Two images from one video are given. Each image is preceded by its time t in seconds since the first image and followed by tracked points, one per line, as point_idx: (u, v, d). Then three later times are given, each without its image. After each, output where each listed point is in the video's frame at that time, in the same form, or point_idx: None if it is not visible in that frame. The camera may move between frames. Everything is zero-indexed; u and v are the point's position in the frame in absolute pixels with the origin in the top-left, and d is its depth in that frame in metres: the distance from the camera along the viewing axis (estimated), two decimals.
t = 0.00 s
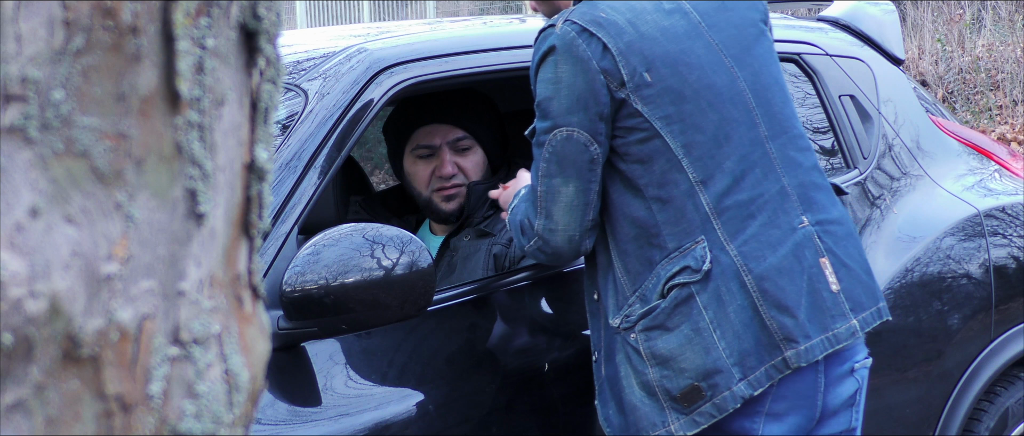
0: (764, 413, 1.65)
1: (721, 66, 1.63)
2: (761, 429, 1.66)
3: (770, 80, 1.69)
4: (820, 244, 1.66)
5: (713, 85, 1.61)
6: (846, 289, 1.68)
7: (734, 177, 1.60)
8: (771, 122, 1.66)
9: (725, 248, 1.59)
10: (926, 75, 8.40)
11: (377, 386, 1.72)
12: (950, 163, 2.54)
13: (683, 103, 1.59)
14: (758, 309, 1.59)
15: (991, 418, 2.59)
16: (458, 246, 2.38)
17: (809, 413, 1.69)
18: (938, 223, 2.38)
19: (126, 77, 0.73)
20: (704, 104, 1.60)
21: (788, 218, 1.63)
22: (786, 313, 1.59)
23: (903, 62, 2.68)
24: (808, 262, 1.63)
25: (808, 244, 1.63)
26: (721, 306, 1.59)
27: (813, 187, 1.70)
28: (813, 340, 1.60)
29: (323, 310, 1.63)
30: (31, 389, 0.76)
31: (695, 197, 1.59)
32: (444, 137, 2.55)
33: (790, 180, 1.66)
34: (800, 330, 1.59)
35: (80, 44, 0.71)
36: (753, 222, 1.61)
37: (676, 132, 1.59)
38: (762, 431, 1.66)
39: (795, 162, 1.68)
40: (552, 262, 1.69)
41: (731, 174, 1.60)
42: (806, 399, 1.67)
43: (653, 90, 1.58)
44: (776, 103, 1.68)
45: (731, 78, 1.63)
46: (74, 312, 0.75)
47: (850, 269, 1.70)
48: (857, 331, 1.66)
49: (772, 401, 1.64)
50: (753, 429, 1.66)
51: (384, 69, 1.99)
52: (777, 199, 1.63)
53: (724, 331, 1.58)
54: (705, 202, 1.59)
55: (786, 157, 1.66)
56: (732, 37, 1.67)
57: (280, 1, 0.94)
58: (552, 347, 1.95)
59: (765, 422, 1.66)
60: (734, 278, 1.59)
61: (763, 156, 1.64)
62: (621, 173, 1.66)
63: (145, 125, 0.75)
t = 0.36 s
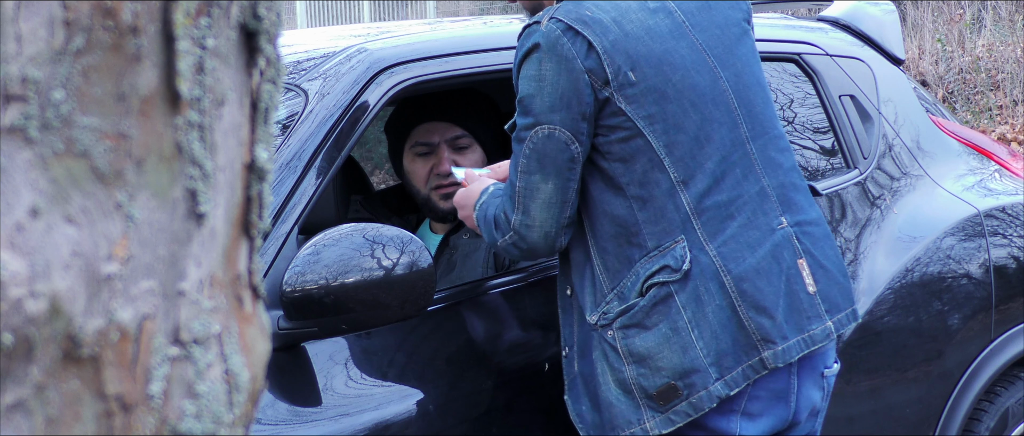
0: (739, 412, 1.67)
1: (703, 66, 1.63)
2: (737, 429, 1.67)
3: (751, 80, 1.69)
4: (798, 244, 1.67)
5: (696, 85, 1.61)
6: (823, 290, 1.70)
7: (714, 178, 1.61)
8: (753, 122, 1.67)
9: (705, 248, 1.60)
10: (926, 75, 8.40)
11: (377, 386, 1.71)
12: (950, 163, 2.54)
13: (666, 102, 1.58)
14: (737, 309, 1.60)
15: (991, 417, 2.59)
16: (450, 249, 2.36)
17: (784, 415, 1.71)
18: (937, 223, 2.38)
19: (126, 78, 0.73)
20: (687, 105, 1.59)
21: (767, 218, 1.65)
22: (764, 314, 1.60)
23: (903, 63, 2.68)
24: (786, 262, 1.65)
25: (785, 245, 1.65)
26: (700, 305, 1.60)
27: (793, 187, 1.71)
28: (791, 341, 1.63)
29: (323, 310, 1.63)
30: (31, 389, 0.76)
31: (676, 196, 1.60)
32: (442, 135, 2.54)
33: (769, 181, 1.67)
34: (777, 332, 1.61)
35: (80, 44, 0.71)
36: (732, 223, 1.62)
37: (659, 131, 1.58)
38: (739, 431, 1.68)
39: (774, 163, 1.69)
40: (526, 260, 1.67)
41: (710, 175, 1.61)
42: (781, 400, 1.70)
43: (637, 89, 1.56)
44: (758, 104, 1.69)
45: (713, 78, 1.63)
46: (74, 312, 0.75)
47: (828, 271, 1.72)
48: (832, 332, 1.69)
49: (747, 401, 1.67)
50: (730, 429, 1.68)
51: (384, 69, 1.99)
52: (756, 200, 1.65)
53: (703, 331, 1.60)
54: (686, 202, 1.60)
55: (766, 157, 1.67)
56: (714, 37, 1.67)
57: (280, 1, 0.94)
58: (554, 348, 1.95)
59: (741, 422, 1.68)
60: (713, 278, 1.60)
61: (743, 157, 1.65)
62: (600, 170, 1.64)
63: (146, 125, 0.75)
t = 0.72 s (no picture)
0: (739, 405, 1.67)
1: (714, 61, 1.64)
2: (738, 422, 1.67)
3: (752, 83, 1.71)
4: (796, 245, 1.71)
5: (708, 79, 1.61)
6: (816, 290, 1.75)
7: (721, 171, 1.63)
8: (755, 121, 1.69)
9: (712, 238, 1.61)
10: (927, 75, 8.40)
11: (377, 386, 1.71)
12: (950, 163, 2.54)
13: (681, 94, 1.58)
14: (740, 300, 1.62)
15: (991, 418, 2.59)
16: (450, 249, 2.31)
17: (780, 409, 1.72)
18: (937, 223, 2.38)
19: (126, 78, 0.73)
20: (700, 97, 1.60)
21: (768, 215, 1.68)
22: (764, 306, 1.63)
23: (903, 62, 2.68)
24: (785, 257, 1.68)
25: (785, 243, 1.69)
26: (706, 294, 1.61)
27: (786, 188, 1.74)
28: (789, 335, 1.66)
29: (323, 310, 1.63)
30: (31, 389, 0.76)
31: (687, 184, 1.60)
32: (440, 136, 2.53)
33: (769, 181, 1.70)
34: (777, 324, 1.64)
35: (81, 44, 0.71)
36: (736, 218, 1.64)
37: (673, 121, 1.58)
38: (740, 424, 1.67)
39: (772, 163, 1.72)
40: (528, 245, 1.65)
41: (718, 168, 1.62)
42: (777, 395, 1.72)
43: (654, 78, 1.56)
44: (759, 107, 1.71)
45: (723, 74, 1.64)
46: (75, 313, 0.75)
47: (818, 272, 1.77)
48: (824, 331, 1.72)
49: (747, 395, 1.68)
50: (731, 422, 1.67)
51: (384, 69, 1.98)
52: (758, 197, 1.68)
53: (708, 318, 1.60)
54: (695, 191, 1.60)
55: (767, 158, 1.71)
56: (722, 36, 1.68)
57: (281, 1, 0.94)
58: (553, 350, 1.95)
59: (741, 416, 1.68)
60: (720, 267, 1.61)
61: (745, 154, 1.66)
62: (609, 156, 1.63)
63: (146, 125, 0.75)
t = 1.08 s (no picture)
0: (752, 404, 1.68)
1: (720, 61, 1.66)
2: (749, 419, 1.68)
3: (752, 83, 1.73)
4: (802, 241, 1.74)
5: (718, 78, 1.64)
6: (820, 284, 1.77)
7: (735, 166, 1.65)
8: (758, 120, 1.71)
9: (730, 231, 1.63)
10: (927, 75, 8.41)
11: (377, 386, 1.71)
12: (951, 163, 2.54)
13: (696, 90, 1.61)
14: (758, 292, 1.64)
15: (991, 418, 2.59)
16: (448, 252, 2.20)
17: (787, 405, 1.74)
18: (938, 223, 2.38)
19: (127, 77, 0.73)
20: (712, 94, 1.62)
21: (776, 211, 1.70)
22: (780, 298, 1.65)
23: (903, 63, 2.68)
24: (794, 252, 1.70)
25: (792, 238, 1.71)
26: (727, 285, 1.61)
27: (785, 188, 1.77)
28: (801, 329, 1.67)
29: (323, 310, 1.63)
30: (31, 389, 0.76)
31: (704, 177, 1.61)
32: (438, 138, 2.53)
33: (775, 178, 1.72)
34: (792, 316, 1.66)
35: (81, 44, 0.71)
36: (750, 212, 1.66)
37: (689, 116, 1.60)
38: (750, 421, 1.69)
39: (775, 161, 1.75)
40: (528, 241, 1.64)
41: (732, 163, 1.64)
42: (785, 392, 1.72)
43: (670, 74, 1.58)
44: (761, 109, 1.74)
45: (729, 73, 1.66)
46: (75, 312, 0.75)
47: (818, 268, 1.77)
48: (829, 325, 1.74)
49: (760, 392, 1.68)
50: (742, 419, 1.68)
51: (384, 69, 1.98)
52: (767, 194, 1.70)
53: (730, 310, 1.61)
54: (713, 184, 1.62)
55: (772, 158, 1.73)
56: (727, 38, 1.71)
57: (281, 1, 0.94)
58: (554, 352, 1.94)
59: (753, 413, 1.69)
60: (737, 259, 1.63)
61: (753, 151, 1.69)
62: (626, 151, 1.62)
63: (146, 125, 0.75)
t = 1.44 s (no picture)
0: (752, 401, 1.68)
1: (692, 67, 1.65)
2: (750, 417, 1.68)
3: (736, 82, 1.72)
4: (790, 237, 1.70)
5: (686, 88, 1.63)
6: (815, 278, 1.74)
7: (714, 172, 1.63)
8: (741, 120, 1.70)
9: (705, 240, 1.61)
10: (927, 75, 8.40)
11: (378, 386, 1.71)
12: (951, 163, 2.54)
13: (659, 106, 1.61)
14: (738, 298, 1.62)
15: (991, 418, 2.59)
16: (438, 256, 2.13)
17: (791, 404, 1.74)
18: (938, 224, 2.38)
19: (127, 78, 0.74)
20: (679, 106, 1.62)
21: (760, 213, 1.68)
22: (764, 303, 1.63)
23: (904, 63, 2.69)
24: (782, 253, 1.68)
25: (779, 237, 1.68)
26: (701, 295, 1.61)
27: (781, 184, 1.75)
28: (790, 329, 1.66)
29: (324, 310, 1.64)
30: (31, 389, 0.77)
31: (675, 191, 1.61)
32: (437, 141, 2.53)
33: (760, 177, 1.70)
34: (777, 320, 1.64)
35: (81, 44, 0.72)
36: (730, 217, 1.64)
37: (654, 135, 1.60)
38: (751, 418, 1.69)
39: (764, 158, 1.72)
40: (476, 248, 1.73)
41: (710, 170, 1.63)
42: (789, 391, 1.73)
43: (625, 98, 1.59)
44: (746, 105, 1.72)
45: (702, 80, 1.66)
46: (75, 312, 0.76)
47: (817, 261, 1.76)
48: (829, 320, 1.73)
49: (761, 391, 1.69)
50: (742, 417, 1.68)
51: (384, 69, 1.98)
52: (751, 195, 1.68)
53: (704, 319, 1.60)
54: (684, 196, 1.61)
55: (757, 155, 1.71)
56: (697, 41, 1.69)
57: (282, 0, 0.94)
58: (554, 351, 1.94)
59: (753, 412, 1.69)
60: (713, 269, 1.61)
61: (737, 153, 1.67)
62: (594, 168, 1.66)
63: (146, 125, 0.76)
